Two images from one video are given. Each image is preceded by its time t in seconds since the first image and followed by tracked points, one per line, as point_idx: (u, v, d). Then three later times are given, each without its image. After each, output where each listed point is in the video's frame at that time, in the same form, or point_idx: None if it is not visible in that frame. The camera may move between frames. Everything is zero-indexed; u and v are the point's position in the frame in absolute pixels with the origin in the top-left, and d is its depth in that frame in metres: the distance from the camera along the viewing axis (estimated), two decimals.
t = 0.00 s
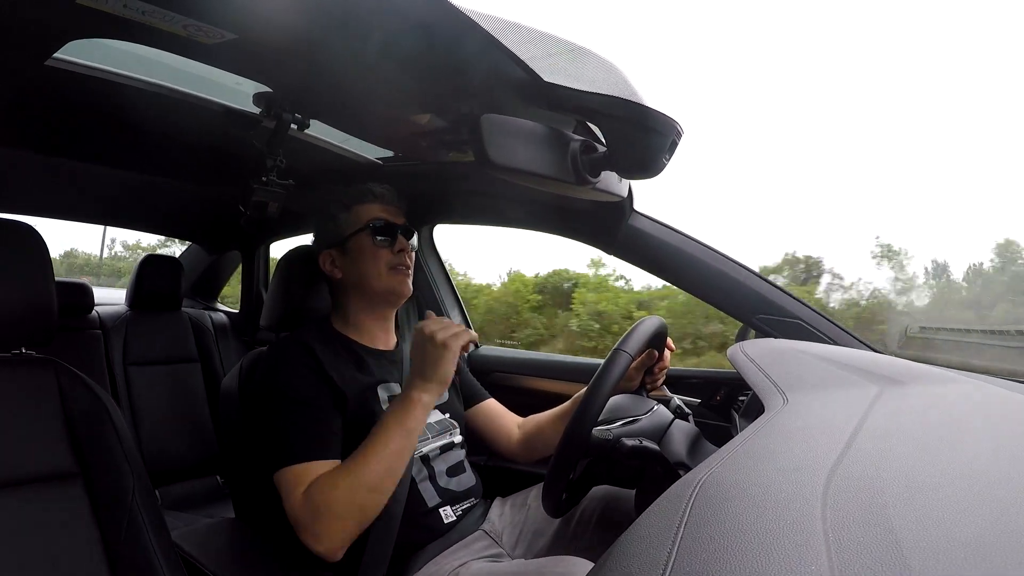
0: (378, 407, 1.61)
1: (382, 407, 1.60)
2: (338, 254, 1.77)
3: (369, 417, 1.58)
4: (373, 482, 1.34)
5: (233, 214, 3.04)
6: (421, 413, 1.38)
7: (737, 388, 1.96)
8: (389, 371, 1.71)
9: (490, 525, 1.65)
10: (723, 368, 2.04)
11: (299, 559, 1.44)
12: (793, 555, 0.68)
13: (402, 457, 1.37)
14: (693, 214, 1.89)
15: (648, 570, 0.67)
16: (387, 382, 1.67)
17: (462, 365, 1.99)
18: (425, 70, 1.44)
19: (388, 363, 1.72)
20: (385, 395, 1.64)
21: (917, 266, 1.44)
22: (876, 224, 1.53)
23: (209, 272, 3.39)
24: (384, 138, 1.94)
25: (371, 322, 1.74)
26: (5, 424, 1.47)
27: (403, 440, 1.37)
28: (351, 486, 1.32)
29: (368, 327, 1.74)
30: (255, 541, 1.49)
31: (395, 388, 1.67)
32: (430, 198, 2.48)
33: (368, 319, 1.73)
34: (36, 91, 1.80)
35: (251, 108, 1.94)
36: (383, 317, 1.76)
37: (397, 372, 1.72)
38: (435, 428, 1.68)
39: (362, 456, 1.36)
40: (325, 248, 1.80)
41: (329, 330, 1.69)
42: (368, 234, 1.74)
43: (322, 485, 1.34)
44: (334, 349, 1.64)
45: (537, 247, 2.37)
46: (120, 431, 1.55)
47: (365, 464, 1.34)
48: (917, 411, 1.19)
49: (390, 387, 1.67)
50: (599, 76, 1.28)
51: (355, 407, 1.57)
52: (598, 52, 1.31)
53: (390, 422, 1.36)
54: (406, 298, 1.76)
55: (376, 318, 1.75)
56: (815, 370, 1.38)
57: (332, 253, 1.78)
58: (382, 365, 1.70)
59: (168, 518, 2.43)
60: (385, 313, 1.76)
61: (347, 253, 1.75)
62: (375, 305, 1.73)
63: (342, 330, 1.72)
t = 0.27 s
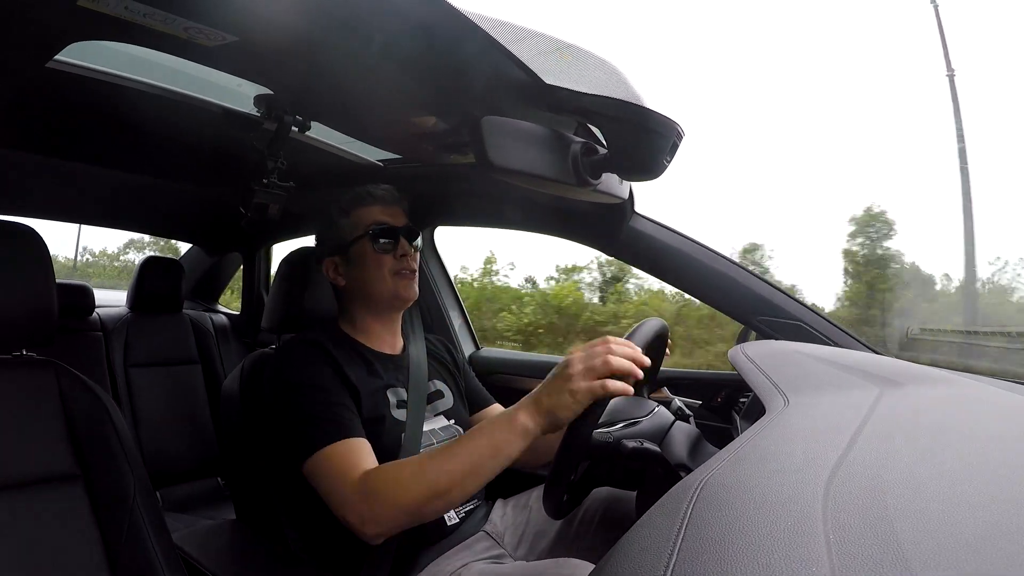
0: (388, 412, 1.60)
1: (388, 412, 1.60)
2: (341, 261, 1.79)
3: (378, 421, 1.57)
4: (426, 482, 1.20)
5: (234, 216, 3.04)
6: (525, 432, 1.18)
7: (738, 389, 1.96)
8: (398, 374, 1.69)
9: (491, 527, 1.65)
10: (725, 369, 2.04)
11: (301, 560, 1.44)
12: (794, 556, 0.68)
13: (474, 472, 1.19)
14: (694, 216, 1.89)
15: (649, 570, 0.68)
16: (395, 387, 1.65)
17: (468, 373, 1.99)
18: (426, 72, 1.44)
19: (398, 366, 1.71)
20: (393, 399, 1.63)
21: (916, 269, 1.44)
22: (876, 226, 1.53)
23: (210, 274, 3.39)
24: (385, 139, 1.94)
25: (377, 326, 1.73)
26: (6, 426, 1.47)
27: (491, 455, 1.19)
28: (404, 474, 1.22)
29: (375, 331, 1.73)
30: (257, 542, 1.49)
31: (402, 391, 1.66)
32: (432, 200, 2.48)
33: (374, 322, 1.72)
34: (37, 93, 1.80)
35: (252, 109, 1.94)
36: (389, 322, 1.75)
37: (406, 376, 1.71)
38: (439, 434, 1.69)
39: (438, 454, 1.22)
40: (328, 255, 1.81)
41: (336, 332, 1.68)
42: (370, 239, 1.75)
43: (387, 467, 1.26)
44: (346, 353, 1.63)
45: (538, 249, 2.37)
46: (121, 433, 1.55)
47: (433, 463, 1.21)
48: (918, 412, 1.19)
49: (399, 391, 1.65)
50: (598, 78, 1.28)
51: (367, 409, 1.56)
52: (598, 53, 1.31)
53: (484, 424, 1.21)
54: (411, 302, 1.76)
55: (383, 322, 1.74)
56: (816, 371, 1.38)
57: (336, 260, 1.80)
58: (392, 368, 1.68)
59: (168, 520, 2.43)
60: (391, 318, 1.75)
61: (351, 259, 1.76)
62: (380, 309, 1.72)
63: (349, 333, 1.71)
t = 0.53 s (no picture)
0: (388, 413, 1.60)
1: (388, 414, 1.60)
2: (347, 263, 1.79)
3: (378, 421, 1.57)
4: (432, 483, 1.20)
5: (235, 216, 3.04)
6: (531, 438, 1.20)
7: (738, 389, 1.96)
8: (398, 376, 1.69)
9: (491, 526, 1.65)
10: (725, 369, 2.04)
11: (301, 558, 1.44)
12: (795, 556, 0.68)
13: (481, 474, 1.20)
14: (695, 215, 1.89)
15: (650, 571, 0.67)
16: (395, 389, 1.65)
17: (471, 368, 1.99)
18: (427, 72, 1.44)
19: (399, 368, 1.71)
20: (393, 400, 1.63)
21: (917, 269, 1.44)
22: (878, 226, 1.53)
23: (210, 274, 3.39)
24: (387, 139, 1.94)
25: (381, 331, 1.74)
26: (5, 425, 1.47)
27: (494, 461, 1.20)
28: (410, 474, 1.22)
29: (381, 336, 1.74)
30: (256, 542, 1.49)
31: (402, 392, 1.66)
32: (433, 200, 2.48)
33: (380, 328, 1.73)
34: (38, 92, 1.80)
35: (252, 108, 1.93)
36: (395, 327, 1.75)
37: (407, 378, 1.71)
38: (438, 436, 1.70)
39: (443, 456, 1.23)
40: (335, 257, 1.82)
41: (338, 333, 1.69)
42: (377, 244, 1.74)
43: (391, 467, 1.26)
44: (348, 354, 1.63)
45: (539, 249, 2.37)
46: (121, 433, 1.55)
47: (439, 464, 1.21)
48: (919, 412, 1.19)
49: (399, 394, 1.65)
50: (598, 79, 1.28)
51: (367, 409, 1.56)
52: (599, 53, 1.31)
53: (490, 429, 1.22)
54: (417, 309, 1.76)
55: (387, 327, 1.74)
56: (817, 370, 1.38)
57: (342, 263, 1.80)
58: (392, 371, 1.68)
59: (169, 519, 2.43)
60: (397, 323, 1.75)
61: (357, 263, 1.76)
62: (387, 315, 1.72)
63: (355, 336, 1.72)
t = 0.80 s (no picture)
0: (391, 413, 1.60)
1: (391, 413, 1.60)
2: (344, 265, 1.79)
3: (380, 424, 1.57)
4: (428, 499, 1.21)
5: (236, 215, 3.04)
6: (526, 452, 1.20)
7: (741, 387, 1.96)
8: (401, 374, 1.70)
9: (494, 524, 1.65)
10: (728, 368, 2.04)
11: (303, 557, 1.44)
12: (795, 556, 0.68)
13: (476, 489, 1.21)
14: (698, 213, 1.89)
15: (650, 571, 0.67)
16: (398, 388, 1.66)
17: (474, 359, 1.99)
18: (429, 70, 1.44)
19: (402, 368, 1.71)
20: (397, 399, 1.63)
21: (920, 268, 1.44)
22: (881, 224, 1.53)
23: (212, 274, 3.39)
24: (390, 138, 1.94)
25: (383, 331, 1.73)
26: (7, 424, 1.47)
27: (490, 475, 1.21)
28: (405, 490, 1.23)
29: (382, 336, 1.73)
30: (259, 541, 1.49)
31: (405, 392, 1.66)
32: (434, 199, 2.47)
33: (380, 327, 1.73)
34: (40, 92, 1.80)
35: (253, 107, 1.93)
36: (395, 326, 1.75)
37: (410, 377, 1.71)
38: (441, 434, 1.70)
39: (438, 470, 1.23)
40: (332, 259, 1.82)
41: (338, 333, 1.69)
42: (373, 244, 1.75)
43: (385, 481, 1.26)
44: (347, 352, 1.63)
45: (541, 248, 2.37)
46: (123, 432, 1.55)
47: (434, 479, 1.22)
48: (922, 412, 1.18)
49: (402, 394, 1.65)
50: (598, 77, 1.28)
51: (369, 414, 1.55)
52: (600, 52, 1.31)
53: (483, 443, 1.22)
54: (417, 306, 1.76)
55: (388, 326, 1.74)
56: (820, 370, 1.37)
57: (339, 264, 1.80)
58: (395, 370, 1.68)
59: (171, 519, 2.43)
60: (398, 322, 1.74)
61: (354, 263, 1.76)
62: (387, 315, 1.71)
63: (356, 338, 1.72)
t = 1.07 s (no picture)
0: (398, 415, 1.60)
1: (399, 414, 1.60)
2: (348, 265, 1.80)
3: (387, 425, 1.57)
4: (433, 511, 1.21)
5: (240, 216, 3.04)
6: (528, 461, 1.19)
7: (747, 388, 1.95)
8: (407, 375, 1.70)
9: (501, 525, 1.65)
10: (734, 369, 2.04)
11: (308, 557, 1.44)
12: (801, 557, 0.68)
13: (480, 498, 1.20)
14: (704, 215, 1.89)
15: (656, 570, 0.67)
16: (405, 390, 1.66)
17: (481, 358, 1.99)
18: (437, 72, 1.44)
19: (408, 368, 1.71)
20: (404, 401, 1.63)
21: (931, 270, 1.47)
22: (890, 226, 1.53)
23: (217, 275, 3.38)
24: (395, 139, 1.93)
25: (386, 331, 1.74)
26: (13, 426, 1.47)
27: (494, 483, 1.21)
28: (410, 502, 1.22)
29: (385, 335, 1.74)
30: (265, 543, 1.49)
31: (412, 393, 1.67)
32: (439, 199, 2.47)
33: (383, 328, 1.73)
34: (45, 93, 1.80)
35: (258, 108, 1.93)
36: (398, 326, 1.75)
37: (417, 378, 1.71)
38: (448, 435, 1.70)
39: (441, 481, 1.22)
40: (336, 258, 1.83)
41: (343, 333, 1.69)
42: (375, 244, 1.75)
43: (391, 491, 1.26)
44: (353, 355, 1.63)
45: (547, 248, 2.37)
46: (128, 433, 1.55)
47: (437, 491, 1.21)
48: (928, 413, 1.18)
49: (410, 395, 1.66)
50: (606, 77, 1.28)
51: (375, 417, 1.55)
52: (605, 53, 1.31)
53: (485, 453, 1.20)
54: (421, 307, 1.75)
55: (392, 326, 1.74)
56: (825, 371, 1.37)
57: (343, 264, 1.81)
58: (401, 372, 1.69)
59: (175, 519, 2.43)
60: (402, 321, 1.75)
61: (357, 264, 1.76)
62: (390, 315, 1.72)
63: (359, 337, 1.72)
